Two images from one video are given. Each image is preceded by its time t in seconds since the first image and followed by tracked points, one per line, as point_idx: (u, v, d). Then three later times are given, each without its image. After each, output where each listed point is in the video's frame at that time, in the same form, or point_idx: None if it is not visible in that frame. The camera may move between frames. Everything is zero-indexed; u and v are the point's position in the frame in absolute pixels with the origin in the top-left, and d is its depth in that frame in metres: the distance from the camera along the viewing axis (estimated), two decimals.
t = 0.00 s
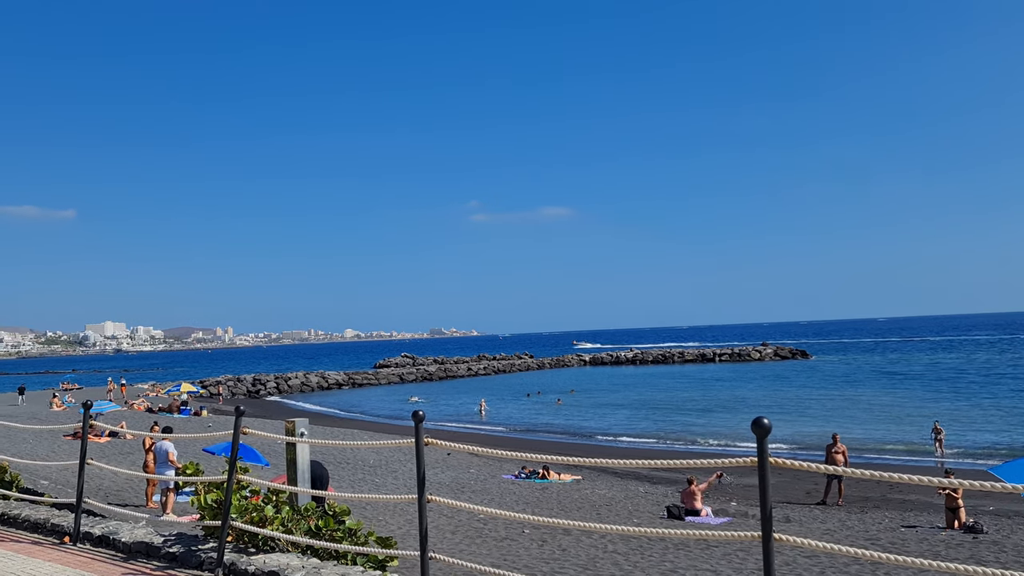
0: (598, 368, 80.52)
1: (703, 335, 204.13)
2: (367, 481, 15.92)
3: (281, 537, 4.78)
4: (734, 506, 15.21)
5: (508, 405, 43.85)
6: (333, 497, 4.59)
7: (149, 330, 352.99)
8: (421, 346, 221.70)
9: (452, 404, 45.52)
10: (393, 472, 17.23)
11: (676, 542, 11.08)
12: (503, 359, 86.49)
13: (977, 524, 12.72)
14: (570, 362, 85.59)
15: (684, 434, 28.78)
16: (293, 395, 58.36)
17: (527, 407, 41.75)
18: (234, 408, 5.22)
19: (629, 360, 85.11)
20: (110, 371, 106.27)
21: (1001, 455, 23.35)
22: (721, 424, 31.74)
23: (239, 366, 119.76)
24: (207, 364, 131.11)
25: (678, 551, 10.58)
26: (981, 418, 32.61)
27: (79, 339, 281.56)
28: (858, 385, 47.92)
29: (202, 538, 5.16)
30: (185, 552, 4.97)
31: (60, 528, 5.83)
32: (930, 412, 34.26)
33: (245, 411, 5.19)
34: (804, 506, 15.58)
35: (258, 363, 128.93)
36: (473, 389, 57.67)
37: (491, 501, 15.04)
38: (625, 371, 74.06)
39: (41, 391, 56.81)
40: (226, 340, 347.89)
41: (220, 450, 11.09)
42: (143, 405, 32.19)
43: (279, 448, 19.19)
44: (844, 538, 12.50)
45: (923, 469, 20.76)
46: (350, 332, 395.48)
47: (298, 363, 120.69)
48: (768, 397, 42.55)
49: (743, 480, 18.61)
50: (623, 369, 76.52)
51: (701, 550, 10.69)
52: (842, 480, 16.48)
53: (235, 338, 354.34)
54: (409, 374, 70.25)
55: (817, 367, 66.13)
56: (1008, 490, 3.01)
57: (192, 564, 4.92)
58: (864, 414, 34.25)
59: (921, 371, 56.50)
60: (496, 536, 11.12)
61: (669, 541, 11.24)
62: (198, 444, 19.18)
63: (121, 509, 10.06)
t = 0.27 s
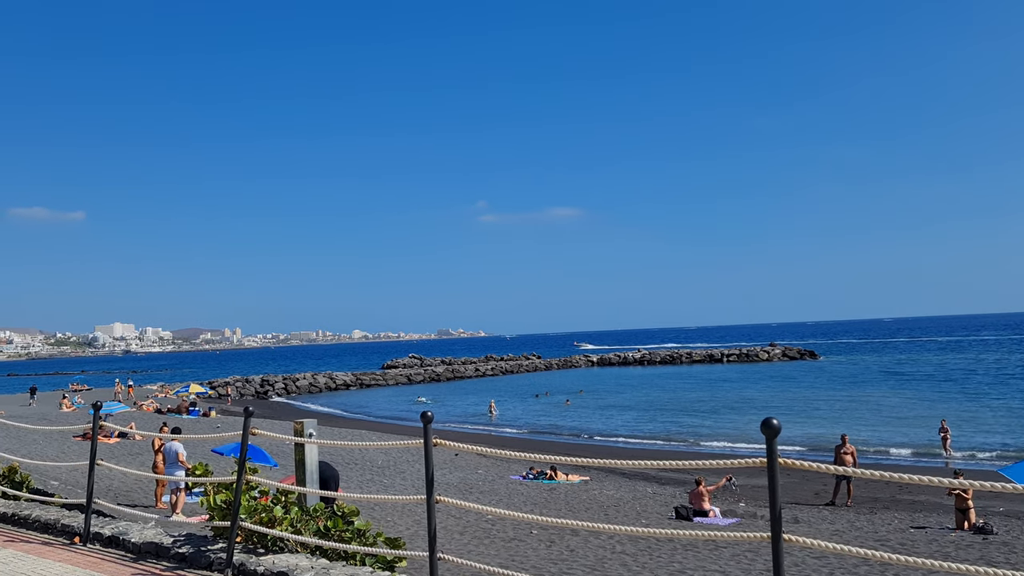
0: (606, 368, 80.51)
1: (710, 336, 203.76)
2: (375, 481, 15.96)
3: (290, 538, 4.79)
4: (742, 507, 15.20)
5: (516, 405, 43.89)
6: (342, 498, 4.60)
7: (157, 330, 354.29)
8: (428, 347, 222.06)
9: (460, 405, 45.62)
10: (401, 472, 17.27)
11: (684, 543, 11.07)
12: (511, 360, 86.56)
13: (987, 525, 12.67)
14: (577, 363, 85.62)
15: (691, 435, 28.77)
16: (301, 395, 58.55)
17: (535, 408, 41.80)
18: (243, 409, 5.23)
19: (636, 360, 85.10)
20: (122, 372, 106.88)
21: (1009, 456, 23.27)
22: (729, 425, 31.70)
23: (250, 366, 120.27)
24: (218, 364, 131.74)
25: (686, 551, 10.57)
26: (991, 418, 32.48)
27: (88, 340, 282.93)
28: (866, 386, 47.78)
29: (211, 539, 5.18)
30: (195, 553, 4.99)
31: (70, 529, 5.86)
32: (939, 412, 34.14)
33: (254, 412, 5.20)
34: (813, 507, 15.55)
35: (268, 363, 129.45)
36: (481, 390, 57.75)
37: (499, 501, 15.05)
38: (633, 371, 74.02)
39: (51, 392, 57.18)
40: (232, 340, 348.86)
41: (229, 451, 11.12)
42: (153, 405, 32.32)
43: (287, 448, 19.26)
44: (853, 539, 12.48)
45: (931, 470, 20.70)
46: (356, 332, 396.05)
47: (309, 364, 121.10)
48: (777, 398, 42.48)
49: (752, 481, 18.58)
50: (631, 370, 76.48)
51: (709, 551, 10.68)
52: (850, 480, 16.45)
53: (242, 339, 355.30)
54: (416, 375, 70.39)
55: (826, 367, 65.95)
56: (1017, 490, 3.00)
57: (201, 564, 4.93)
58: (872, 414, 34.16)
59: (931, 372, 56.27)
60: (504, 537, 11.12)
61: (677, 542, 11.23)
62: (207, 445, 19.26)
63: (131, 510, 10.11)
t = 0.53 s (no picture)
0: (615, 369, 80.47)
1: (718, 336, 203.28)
2: (384, 481, 15.98)
3: (299, 538, 4.80)
4: (751, 507, 15.17)
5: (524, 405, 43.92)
6: (351, 498, 4.61)
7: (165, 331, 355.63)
8: (436, 347, 222.24)
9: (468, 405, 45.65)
10: (409, 472, 17.30)
11: (693, 544, 11.05)
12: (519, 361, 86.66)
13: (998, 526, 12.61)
14: (586, 363, 85.61)
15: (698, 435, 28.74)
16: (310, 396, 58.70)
17: (544, 408, 41.83)
18: (252, 408, 5.25)
19: (645, 361, 85.07)
20: (135, 372, 107.48)
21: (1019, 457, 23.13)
22: (737, 425, 31.66)
23: (261, 367, 120.76)
24: (229, 365, 132.29)
25: (695, 552, 10.55)
26: (1001, 419, 32.31)
27: (97, 340, 284.22)
28: (876, 386, 47.62)
29: (221, 539, 5.19)
30: (205, 552, 5.00)
31: (80, 528, 5.89)
32: (949, 413, 33.99)
33: (263, 412, 5.22)
34: (822, 507, 15.51)
35: (279, 364, 129.89)
36: (489, 390, 57.77)
37: (508, 501, 15.07)
38: (642, 372, 73.96)
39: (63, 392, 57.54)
40: (239, 341, 349.80)
41: (239, 451, 11.15)
42: (162, 405, 32.46)
43: (296, 449, 19.32)
44: (863, 540, 12.45)
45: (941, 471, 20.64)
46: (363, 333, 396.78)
47: (319, 364, 121.47)
48: (785, 398, 42.39)
49: (761, 482, 18.51)
50: (640, 370, 76.46)
51: (718, 551, 10.67)
52: (860, 481, 16.38)
53: (249, 339, 356.31)
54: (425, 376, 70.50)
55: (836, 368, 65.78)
56: None
57: (211, 564, 4.95)
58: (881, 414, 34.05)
59: (942, 372, 56.00)
60: (513, 537, 11.12)
61: (686, 542, 11.21)
62: (216, 445, 19.33)
63: (142, 509, 10.15)
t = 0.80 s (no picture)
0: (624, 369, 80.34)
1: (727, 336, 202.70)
2: (393, 481, 16.01)
3: (309, 538, 4.82)
4: (761, 508, 15.13)
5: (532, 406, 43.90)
6: (360, 498, 4.61)
7: (174, 331, 357.17)
8: (445, 347, 222.40)
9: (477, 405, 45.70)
10: (418, 472, 17.32)
11: (702, 544, 11.03)
12: (529, 360, 86.70)
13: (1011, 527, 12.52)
14: (595, 363, 85.54)
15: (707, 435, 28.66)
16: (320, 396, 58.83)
17: (553, 408, 41.83)
18: (262, 409, 5.26)
19: (654, 361, 84.95)
20: (147, 372, 108.07)
21: None
22: (747, 426, 31.57)
23: (272, 367, 121.18)
24: (240, 364, 132.84)
25: (705, 552, 10.53)
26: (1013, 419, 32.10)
27: (107, 341, 285.64)
28: (886, 386, 47.39)
29: (231, 538, 5.21)
30: (215, 552, 5.02)
31: (92, 528, 5.91)
32: (960, 413, 33.81)
33: (273, 412, 5.23)
34: (832, 508, 15.45)
35: (290, 364, 130.33)
36: (498, 390, 57.78)
37: (517, 501, 15.07)
38: (651, 372, 73.85)
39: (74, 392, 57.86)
40: (248, 341, 350.84)
41: (249, 451, 11.19)
42: (172, 405, 32.57)
43: (306, 449, 19.37)
44: (873, 541, 12.40)
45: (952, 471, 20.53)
46: (371, 334, 397.43)
47: (329, 364, 121.76)
48: (795, 398, 42.24)
49: (771, 482, 18.46)
50: (650, 371, 76.37)
51: (728, 552, 10.64)
52: (870, 481, 16.32)
53: (258, 340, 357.31)
54: (434, 376, 70.57)
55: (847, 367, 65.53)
56: None
57: (222, 564, 4.96)
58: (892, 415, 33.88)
59: (953, 373, 55.67)
60: (522, 538, 11.12)
61: (696, 543, 11.18)
62: (226, 445, 19.39)
63: (152, 509, 10.19)
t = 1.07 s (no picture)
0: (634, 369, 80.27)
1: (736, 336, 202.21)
2: (402, 481, 16.03)
3: (319, 537, 4.83)
4: (770, 508, 15.09)
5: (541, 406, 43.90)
6: (370, 499, 4.62)
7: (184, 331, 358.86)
8: (453, 347, 222.61)
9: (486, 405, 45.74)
10: (428, 472, 17.35)
11: (712, 544, 11.00)
12: (537, 360, 86.72)
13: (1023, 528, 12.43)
14: (604, 363, 85.50)
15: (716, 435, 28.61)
16: (329, 396, 58.98)
17: (562, 408, 41.84)
18: (272, 409, 5.27)
19: (664, 361, 84.85)
20: (159, 372, 108.71)
21: None
22: (756, 426, 31.49)
23: (283, 367, 121.64)
24: (251, 364, 133.49)
25: (714, 553, 10.50)
26: None
27: (117, 341, 287.10)
28: (896, 387, 47.17)
29: (242, 538, 5.22)
30: (225, 551, 5.04)
31: (103, 527, 5.94)
32: (971, 414, 33.62)
33: (283, 412, 5.24)
34: (843, 509, 15.39)
35: (301, 364, 130.82)
36: (506, 391, 57.80)
37: (526, 502, 15.07)
38: (660, 372, 73.77)
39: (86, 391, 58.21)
40: (256, 342, 351.90)
41: (259, 451, 11.21)
42: (183, 405, 32.71)
43: (316, 449, 19.43)
44: (884, 541, 12.36)
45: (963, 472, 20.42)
46: (378, 335, 398.15)
47: (339, 364, 122.10)
48: (804, 399, 42.11)
49: (780, 483, 18.40)
50: (659, 371, 76.27)
51: (738, 553, 10.61)
52: (880, 482, 16.24)
53: (266, 340, 358.35)
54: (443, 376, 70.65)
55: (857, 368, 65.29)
56: None
57: (232, 563, 4.98)
58: (902, 415, 33.73)
59: (964, 373, 55.37)
60: (532, 538, 11.12)
61: (706, 543, 11.16)
62: (236, 445, 19.46)
63: (162, 509, 10.23)
